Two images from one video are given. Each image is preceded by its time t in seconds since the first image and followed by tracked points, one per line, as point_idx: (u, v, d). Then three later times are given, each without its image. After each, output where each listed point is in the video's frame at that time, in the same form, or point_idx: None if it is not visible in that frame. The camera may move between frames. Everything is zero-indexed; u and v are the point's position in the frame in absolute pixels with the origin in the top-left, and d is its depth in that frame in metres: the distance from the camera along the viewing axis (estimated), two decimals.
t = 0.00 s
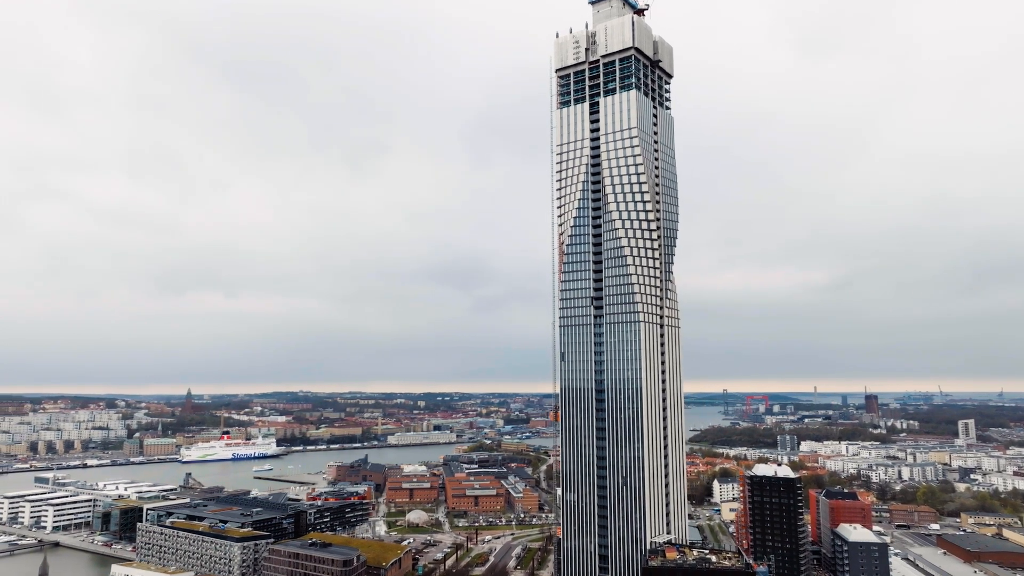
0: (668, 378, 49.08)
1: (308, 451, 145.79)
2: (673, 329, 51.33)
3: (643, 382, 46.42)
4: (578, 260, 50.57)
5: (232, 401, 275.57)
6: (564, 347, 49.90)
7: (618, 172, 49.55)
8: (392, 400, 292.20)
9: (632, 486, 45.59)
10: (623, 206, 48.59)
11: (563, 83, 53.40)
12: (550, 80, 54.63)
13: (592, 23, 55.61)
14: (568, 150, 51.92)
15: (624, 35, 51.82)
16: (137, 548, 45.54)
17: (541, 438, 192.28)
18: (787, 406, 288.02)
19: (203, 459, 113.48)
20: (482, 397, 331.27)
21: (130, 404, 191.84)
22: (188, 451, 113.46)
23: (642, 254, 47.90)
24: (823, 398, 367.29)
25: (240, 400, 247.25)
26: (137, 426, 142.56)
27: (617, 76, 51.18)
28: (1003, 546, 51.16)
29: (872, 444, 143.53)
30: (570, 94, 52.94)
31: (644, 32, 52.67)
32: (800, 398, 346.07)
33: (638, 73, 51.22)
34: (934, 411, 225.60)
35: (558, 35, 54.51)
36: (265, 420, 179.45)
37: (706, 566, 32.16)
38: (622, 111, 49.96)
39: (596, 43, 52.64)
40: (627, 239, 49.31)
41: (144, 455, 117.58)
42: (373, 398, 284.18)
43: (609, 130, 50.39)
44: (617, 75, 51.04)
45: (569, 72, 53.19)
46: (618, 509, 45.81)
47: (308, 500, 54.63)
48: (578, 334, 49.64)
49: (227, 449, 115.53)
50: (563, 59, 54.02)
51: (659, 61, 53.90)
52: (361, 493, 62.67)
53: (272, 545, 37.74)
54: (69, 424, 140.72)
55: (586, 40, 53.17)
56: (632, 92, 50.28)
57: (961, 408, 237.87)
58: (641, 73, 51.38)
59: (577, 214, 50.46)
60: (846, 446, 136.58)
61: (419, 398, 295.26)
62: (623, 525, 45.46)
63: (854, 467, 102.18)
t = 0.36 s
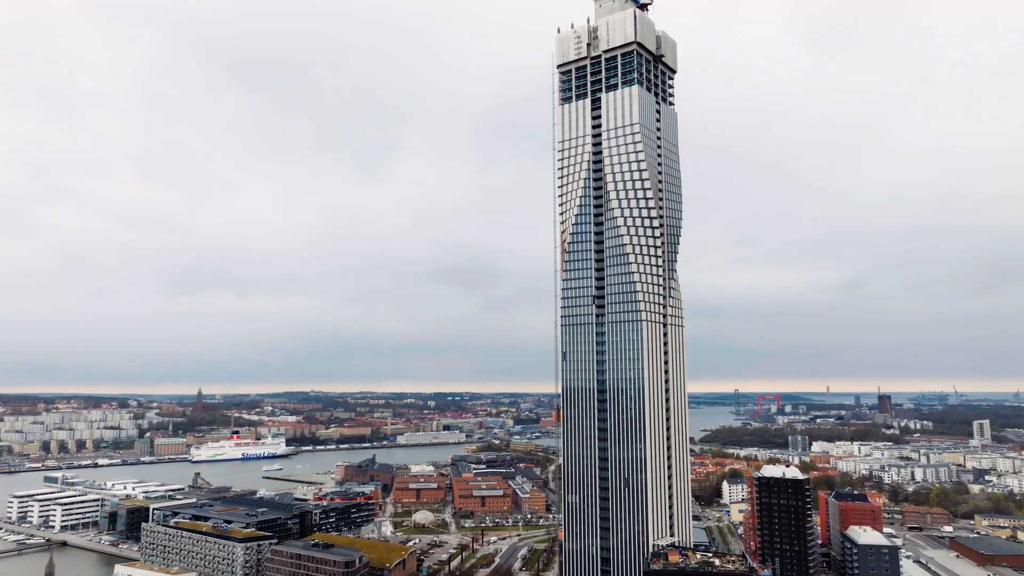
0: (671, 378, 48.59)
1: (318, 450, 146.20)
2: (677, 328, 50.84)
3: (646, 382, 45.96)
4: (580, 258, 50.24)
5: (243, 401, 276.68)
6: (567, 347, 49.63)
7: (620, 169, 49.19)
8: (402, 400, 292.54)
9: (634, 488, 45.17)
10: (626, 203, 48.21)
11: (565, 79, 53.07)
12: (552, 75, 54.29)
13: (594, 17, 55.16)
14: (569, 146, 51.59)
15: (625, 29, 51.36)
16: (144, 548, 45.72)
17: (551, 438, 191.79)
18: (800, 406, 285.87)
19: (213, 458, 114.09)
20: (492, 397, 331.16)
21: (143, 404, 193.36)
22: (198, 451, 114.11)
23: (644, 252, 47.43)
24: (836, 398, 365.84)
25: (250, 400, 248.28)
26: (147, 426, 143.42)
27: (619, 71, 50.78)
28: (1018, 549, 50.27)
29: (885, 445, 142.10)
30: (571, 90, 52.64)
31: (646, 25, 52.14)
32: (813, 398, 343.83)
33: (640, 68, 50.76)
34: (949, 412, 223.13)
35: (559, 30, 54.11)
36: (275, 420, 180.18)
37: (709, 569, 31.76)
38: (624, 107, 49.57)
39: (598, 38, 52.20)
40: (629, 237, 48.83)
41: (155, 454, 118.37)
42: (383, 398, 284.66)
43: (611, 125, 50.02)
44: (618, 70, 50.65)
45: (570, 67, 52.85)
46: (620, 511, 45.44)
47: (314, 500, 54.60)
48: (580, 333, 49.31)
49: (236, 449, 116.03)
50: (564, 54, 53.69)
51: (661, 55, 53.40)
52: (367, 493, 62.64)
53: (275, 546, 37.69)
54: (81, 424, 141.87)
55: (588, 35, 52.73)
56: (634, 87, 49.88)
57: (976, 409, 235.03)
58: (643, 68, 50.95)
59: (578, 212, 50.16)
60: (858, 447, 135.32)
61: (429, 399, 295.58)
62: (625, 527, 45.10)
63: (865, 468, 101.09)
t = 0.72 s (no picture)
0: (674, 377, 48.15)
1: (327, 450, 146.68)
2: (680, 327, 50.43)
3: (647, 382, 45.52)
4: (582, 257, 49.93)
5: (254, 401, 277.67)
6: (568, 346, 49.29)
7: (621, 166, 48.84)
8: (412, 400, 293.13)
9: (636, 490, 44.74)
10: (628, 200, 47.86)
11: (566, 75, 52.74)
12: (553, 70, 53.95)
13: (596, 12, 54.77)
14: (571, 143, 51.22)
15: (627, 23, 50.97)
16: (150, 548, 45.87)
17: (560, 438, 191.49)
18: (812, 406, 283.86)
19: (223, 458, 114.77)
20: (502, 397, 331.30)
21: (155, 404, 194.87)
22: (208, 451, 114.84)
23: (645, 250, 47.00)
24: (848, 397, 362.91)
25: (261, 401, 249.59)
26: (158, 425, 144.26)
27: (621, 66, 50.45)
28: None
29: (898, 446, 140.68)
30: (573, 86, 52.29)
31: (648, 20, 51.71)
32: (825, 398, 341.33)
33: (642, 63, 50.39)
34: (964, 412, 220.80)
35: (561, 25, 53.79)
36: (286, 420, 181.02)
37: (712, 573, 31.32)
38: (625, 103, 49.23)
39: (600, 33, 51.81)
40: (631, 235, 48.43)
41: (165, 454, 119.23)
42: (393, 398, 285.26)
43: (613, 122, 49.68)
44: (620, 65, 50.29)
45: (572, 63, 52.52)
46: (622, 513, 45.04)
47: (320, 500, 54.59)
48: (581, 332, 48.94)
49: (246, 448, 116.62)
50: (566, 49, 53.33)
51: (664, 50, 53.01)
52: (374, 493, 62.66)
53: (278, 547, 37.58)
54: (93, 423, 143.02)
55: (590, 30, 52.36)
56: (636, 82, 49.48)
57: (991, 409, 232.43)
58: (645, 63, 50.56)
59: (580, 210, 49.82)
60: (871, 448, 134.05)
61: (439, 398, 296.21)
62: (627, 530, 44.69)
63: (878, 468, 100.14)
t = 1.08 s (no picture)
0: (676, 377, 47.70)
1: (338, 450, 147.13)
2: (683, 325, 49.99)
3: (649, 381, 45.07)
4: (584, 255, 49.63)
5: (265, 401, 278.71)
6: (569, 346, 48.96)
7: (623, 162, 48.50)
8: (423, 400, 293.67)
9: (638, 491, 44.31)
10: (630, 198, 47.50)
11: (568, 70, 52.44)
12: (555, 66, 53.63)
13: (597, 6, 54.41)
14: (573, 140, 50.90)
15: (629, 18, 50.60)
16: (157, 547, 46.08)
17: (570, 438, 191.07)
18: (824, 406, 281.72)
19: (233, 458, 115.37)
20: (512, 397, 331.41)
21: (167, 404, 196.40)
22: (218, 451, 115.53)
23: (647, 247, 46.58)
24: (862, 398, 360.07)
25: (272, 401, 250.96)
26: (169, 425, 145.08)
27: (623, 61, 50.10)
28: None
29: (911, 446, 139.17)
30: (574, 82, 51.99)
31: (650, 13, 51.28)
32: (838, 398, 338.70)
33: (644, 58, 50.01)
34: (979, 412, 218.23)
35: (562, 20, 53.55)
36: (296, 420, 181.73)
37: None
38: (627, 99, 48.88)
39: (601, 28, 51.47)
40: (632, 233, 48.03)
41: (176, 453, 120.10)
42: (403, 398, 285.79)
43: (614, 118, 49.36)
44: (622, 60, 49.93)
45: (574, 59, 52.22)
46: (624, 515, 44.64)
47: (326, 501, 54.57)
48: (583, 331, 48.61)
49: (255, 448, 117.16)
50: (567, 44, 53.02)
51: (667, 45, 52.56)
52: (381, 493, 62.64)
53: (281, 548, 37.50)
54: (105, 423, 144.09)
55: (591, 25, 52.07)
56: (638, 77, 49.09)
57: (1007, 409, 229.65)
58: (647, 57, 50.16)
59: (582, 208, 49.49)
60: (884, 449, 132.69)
61: (449, 398, 296.55)
62: (629, 532, 44.29)
63: (891, 469, 99.14)
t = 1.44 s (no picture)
0: (679, 377, 47.26)
1: (348, 450, 147.50)
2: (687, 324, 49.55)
3: (651, 381, 44.67)
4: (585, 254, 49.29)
5: (276, 401, 279.56)
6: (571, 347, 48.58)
7: (625, 159, 48.11)
8: (433, 399, 294.10)
9: (640, 492, 43.92)
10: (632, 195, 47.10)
11: (569, 66, 52.07)
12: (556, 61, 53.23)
13: None
14: (574, 136, 50.51)
15: (630, 12, 50.21)
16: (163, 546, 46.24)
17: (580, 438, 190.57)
18: (837, 406, 279.34)
19: (243, 457, 115.91)
20: (523, 397, 331.14)
21: (179, 404, 197.74)
22: (228, 450, 116.16)
23: (649, 244, 46.13)
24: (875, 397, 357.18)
25: (283, 401, 252.04)
26: (181, 425, 145.87)
27: (624, 56, 49.71)
28: None
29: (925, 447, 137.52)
30: (576, 77, 51.60)
31: (652, 7, 50.88)
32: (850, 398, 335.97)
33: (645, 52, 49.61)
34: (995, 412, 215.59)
35: (563, 15, 53.20)
36: (306, 420, 182.28)
37: None
38: (628, 94, 48.50)
39: (603, 22, 51.08)
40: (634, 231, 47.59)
41: (186, 452, 120.93)
42: (413, 399, 286.09)
43: (615, 114, 49.01)
44: (624, 55, 49.54)
45: (575, 54, 51.84)
46: (625, 517, 44.27)
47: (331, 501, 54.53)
48: (584, 331, 48.22)
49: (265, 448, 117.63)
50: (569, 40, 52.65)
51: (669, 40, 52.12)
52: (387, 493, 62.56)
53: (284, 548, 37.41)
54: (117, 422, 145.10)
55: (593, 19, 51.71)
56: (640, 73, 48.69)
57: None
58: (649, 52, 49.77)
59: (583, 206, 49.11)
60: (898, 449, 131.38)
61: (459, 398, 296.76)
62: (630, 534, 43.89)
63: (905, 469, 98.32)
